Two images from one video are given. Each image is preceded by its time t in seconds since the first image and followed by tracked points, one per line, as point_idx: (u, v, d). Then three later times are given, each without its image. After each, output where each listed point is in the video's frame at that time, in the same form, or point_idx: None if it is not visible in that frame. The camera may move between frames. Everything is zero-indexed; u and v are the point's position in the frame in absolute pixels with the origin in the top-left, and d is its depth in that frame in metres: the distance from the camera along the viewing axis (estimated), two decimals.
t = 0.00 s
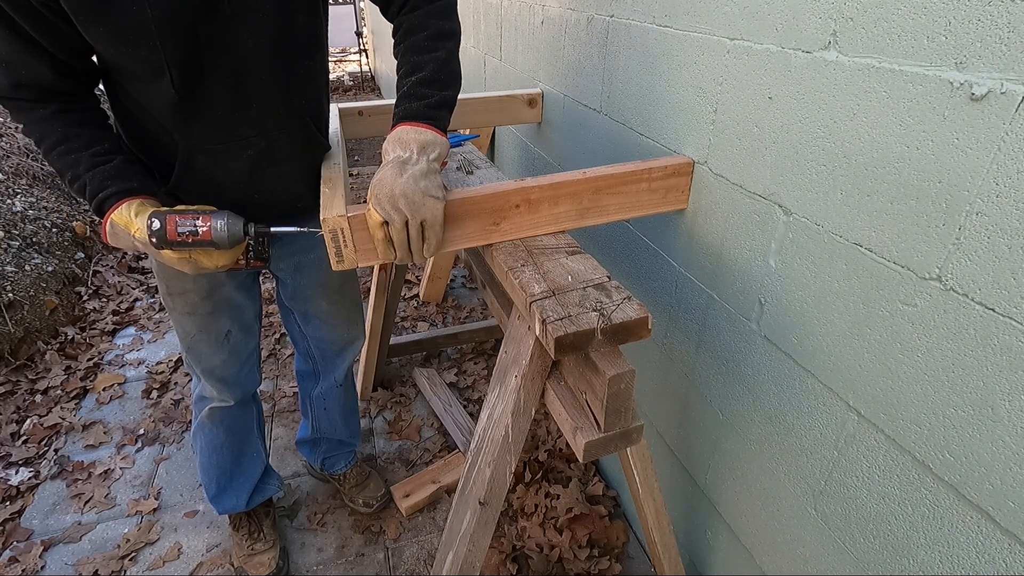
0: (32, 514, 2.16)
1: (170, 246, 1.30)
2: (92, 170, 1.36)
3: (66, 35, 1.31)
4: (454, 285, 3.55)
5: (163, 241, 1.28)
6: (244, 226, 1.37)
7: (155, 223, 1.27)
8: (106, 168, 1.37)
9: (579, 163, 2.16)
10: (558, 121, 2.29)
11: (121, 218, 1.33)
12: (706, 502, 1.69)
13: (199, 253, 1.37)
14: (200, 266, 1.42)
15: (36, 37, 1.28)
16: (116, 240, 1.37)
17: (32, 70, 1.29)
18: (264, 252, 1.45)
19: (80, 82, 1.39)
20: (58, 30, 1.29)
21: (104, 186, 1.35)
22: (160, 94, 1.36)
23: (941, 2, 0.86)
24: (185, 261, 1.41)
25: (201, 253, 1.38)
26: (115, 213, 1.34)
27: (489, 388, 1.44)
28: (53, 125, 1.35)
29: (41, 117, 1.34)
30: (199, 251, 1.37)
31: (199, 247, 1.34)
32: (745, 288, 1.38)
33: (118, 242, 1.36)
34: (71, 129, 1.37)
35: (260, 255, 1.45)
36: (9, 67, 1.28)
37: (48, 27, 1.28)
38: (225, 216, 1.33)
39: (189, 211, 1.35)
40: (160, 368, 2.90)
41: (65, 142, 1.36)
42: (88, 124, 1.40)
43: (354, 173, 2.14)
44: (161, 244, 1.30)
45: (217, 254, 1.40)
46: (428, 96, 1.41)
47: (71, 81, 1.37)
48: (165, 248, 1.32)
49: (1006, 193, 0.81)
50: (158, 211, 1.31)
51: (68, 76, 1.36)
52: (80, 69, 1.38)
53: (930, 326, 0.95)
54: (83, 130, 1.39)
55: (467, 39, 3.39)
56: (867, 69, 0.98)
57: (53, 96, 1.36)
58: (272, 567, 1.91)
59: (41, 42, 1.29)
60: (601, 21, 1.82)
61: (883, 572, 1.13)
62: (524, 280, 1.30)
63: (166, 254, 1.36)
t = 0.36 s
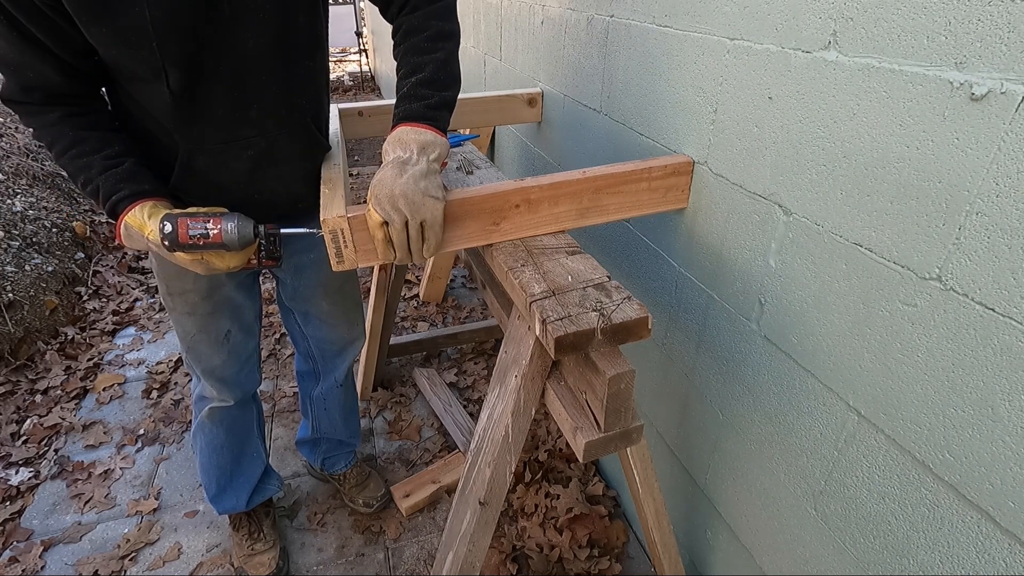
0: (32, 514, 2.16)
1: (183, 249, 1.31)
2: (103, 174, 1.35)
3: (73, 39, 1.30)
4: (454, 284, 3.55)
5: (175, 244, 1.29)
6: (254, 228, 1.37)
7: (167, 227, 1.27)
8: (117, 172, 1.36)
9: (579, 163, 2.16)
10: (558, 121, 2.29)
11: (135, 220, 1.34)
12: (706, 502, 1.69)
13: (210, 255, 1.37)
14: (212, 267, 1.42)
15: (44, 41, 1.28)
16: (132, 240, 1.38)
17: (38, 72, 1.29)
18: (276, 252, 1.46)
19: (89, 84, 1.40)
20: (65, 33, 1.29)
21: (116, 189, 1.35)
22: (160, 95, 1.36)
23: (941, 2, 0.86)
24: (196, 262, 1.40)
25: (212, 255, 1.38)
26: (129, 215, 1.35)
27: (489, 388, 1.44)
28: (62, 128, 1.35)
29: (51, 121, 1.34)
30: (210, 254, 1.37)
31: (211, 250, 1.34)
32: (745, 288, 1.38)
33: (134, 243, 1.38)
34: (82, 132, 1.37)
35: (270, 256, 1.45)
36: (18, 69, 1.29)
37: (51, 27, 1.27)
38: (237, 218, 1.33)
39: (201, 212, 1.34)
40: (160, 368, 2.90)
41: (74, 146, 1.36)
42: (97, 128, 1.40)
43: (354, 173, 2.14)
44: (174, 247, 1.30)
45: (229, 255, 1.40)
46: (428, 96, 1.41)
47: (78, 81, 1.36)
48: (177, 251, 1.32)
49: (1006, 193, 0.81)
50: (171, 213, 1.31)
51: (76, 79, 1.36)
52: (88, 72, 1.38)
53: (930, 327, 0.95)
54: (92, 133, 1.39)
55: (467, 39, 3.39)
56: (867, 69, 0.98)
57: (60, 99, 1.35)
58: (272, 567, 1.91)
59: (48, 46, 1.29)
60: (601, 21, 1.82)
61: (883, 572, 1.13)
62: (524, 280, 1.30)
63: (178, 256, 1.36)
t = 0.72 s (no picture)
0: (32, 514, 2.16)
1: (188, 245, 1.29)
2: (108, 175, 1.34)
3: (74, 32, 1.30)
4: (454, 285, 3.55)
5: (182, 241, 1.28)
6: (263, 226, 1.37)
7: (174, 221, 1.26)
8: (122, 174, 1.36)
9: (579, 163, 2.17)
10: (558, 121, 2.29)
11: (139, 220, 1.33)
12: (706, 502, 1.69)
13: (217, 253, 1.37)
14: (214, 268, 1.41)
15: (46, 35, 1.27)
16: (133, 241, 1.37)
17: (39, 67, 1.28)
18: (276, 258, 1.48)
19: (89, 82, 1.39)
20: (66, 26, 1.28)
21: (121, 190, 1.34)
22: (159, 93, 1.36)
23: (941, 2, 0.86)
24: (200, 263, 1.39)
25: (218, 254, 1.37)
26: (131, 215, 1.33)
27: (489, 388, 1.44)
28: (64, 128, 1.34)
29: (53, 121, 1.33)
30: (217, 252, 1.36)
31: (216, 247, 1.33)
32: (745, 288, 1.38)
33: (136, 244, 1.37)
34: (85, 132, 1.36)
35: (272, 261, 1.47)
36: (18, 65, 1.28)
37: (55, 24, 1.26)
38: (246, 216, 1.33)
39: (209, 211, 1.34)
40: (160, 368, 2.91)
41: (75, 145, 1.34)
42: (99, 128, 1.39)
43: (354, 173, 2.13)
44: (180, 244, 1.29)
45: (233, 255, 1.39)
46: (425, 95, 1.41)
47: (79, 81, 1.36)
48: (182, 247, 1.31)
49: (1006, 192, 0.81)
50: (179, 211, 1.31)
51: (76, 75, 1.35)
52: (88, 68, 1.37)
53: (930, 326, 0.95)
54: (94, 134, 1.37)
55: (467, 39, 3.39)
56: (867, 69, 0.98)
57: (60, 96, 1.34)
58: (273, 567, 1.91)
59: (49, 39, 1.28)
60: (601, 21, 1.82)
61: (883, 572, 1.13)
62: (524, 280, 1.30)
63: (180, 254, 1.35)
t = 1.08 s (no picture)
0: (32, 514, 2.16)
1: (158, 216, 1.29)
2: (93, 156, 1.33)
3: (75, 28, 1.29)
4: (454, 285, 3.55)
5: (160, 202, 1.28)
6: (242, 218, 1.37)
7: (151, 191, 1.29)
8: (108, 157, 1.35)
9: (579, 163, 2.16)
10: (558, 120, 2.29)
11: (116, 197, 1.33)
12: (707, 502, 1.69)
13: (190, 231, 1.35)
14: (177, 255, 1.36)
15: (45, 29, 1.26)
16: (101, 225, 1.35)
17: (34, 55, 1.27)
18: (244, 285, 1.60)
19: (85, 73, 1.39)
20: (68, 22, 1.28)
21: (101, 172, 1.33)
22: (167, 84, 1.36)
23: (941, 2, 0.86)
24: (164, 245, 1.34)
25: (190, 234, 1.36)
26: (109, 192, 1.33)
27: (489, 388, 1.44)
28: (51, 110, 1.32)
29: (43, 101, 1.32)
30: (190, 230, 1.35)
31: (185, 223, 1.31)
32: (745, 288, 1.38)
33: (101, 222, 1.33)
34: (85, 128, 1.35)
35: (239, 287, 1.58)
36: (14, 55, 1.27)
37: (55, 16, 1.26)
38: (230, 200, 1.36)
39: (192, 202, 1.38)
40: (161, 368, 2.91)
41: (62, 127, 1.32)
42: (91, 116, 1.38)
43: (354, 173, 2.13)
44: (156, 206, 1.28)
45: (201, 241, 1.36)
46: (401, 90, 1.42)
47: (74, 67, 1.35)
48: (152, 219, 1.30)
49: (1006, 192, 0.81)
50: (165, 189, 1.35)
51: (73, 66, 1.34)
52: (86, 61, 1.37)
53: (930, 326, 0.95)
54: (85, 120, 1.36)
55: (467, 39, 3.39)
56: (867, 69, 0.98)
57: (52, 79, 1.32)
58: (273, 567, 1.91)
59: (49, 33, 1.27)
60: (601, 21, 1.82)
61: (883, 573, 1.13)
62: (524, 280, 1.30)
63: (145, 231, 1.32)
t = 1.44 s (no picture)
0: (32, 514, 2.16)
1: (118, 257, 1.25)
2: (56, 160, 1.23)
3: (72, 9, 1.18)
4: (454, 285, 3.55)
5: (117, 252, 1.24)
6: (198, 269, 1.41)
7: (120, 230, 1.25)
8: (76, 163, 1.26)
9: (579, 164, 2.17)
10: (558, 120, 2.29)
11: (79, 212, 1.24)
12: (707, 502, 1.69)
13: (140, 276, 1.33)
14: (128, 288, 1.33)
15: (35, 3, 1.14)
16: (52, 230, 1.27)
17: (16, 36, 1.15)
18: (194, 301, 1.51)
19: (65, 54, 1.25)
20: None
21: (68, 179, 1.24)
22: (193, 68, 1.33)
23: (941, 2, 0.86)
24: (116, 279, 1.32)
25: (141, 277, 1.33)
26: (73, 205, 1.24)
27: (489, 388, 1.44)
28: (24, 101, 1.20)
29: (15, 90, 1.19)
30: (141, 275, 1.32)
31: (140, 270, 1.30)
32: (745, 288, 1.38)
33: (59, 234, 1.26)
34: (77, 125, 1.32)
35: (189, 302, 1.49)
36: None
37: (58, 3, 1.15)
38: (187, 255, 1.36)
39: (152, 232, 1.34)
40: (161, 368, 2.91)
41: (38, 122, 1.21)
42: (67, 111, 1.27)
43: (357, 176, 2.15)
44: (111, 254, 1.25)
45: (156, 282, 1.35)
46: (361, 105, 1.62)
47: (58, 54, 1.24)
48: (110, 258, 1.26)
49: (1006, 192, 0.81)
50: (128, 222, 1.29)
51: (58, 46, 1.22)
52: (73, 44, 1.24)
53: (930, 326, 0.95)
54: (59, 115, 1.25)
55: (467, 39, 3.39)
56: (867, 69, 0.98)
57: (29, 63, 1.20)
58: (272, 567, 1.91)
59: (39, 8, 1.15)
60: (601, 21, 1.82)
61: (883, 572, 1.13)
62: (524, 280, 1.29)
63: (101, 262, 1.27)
